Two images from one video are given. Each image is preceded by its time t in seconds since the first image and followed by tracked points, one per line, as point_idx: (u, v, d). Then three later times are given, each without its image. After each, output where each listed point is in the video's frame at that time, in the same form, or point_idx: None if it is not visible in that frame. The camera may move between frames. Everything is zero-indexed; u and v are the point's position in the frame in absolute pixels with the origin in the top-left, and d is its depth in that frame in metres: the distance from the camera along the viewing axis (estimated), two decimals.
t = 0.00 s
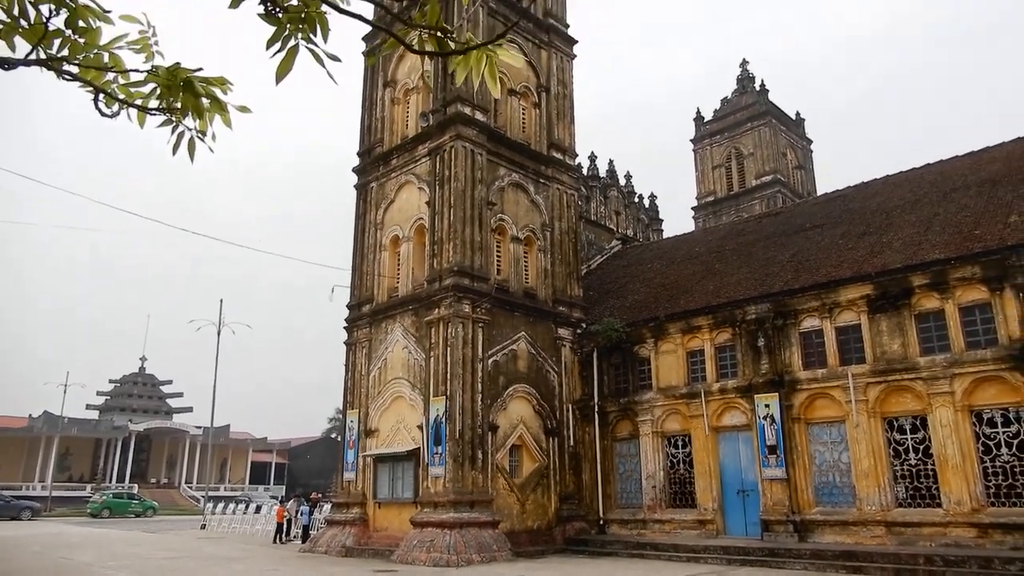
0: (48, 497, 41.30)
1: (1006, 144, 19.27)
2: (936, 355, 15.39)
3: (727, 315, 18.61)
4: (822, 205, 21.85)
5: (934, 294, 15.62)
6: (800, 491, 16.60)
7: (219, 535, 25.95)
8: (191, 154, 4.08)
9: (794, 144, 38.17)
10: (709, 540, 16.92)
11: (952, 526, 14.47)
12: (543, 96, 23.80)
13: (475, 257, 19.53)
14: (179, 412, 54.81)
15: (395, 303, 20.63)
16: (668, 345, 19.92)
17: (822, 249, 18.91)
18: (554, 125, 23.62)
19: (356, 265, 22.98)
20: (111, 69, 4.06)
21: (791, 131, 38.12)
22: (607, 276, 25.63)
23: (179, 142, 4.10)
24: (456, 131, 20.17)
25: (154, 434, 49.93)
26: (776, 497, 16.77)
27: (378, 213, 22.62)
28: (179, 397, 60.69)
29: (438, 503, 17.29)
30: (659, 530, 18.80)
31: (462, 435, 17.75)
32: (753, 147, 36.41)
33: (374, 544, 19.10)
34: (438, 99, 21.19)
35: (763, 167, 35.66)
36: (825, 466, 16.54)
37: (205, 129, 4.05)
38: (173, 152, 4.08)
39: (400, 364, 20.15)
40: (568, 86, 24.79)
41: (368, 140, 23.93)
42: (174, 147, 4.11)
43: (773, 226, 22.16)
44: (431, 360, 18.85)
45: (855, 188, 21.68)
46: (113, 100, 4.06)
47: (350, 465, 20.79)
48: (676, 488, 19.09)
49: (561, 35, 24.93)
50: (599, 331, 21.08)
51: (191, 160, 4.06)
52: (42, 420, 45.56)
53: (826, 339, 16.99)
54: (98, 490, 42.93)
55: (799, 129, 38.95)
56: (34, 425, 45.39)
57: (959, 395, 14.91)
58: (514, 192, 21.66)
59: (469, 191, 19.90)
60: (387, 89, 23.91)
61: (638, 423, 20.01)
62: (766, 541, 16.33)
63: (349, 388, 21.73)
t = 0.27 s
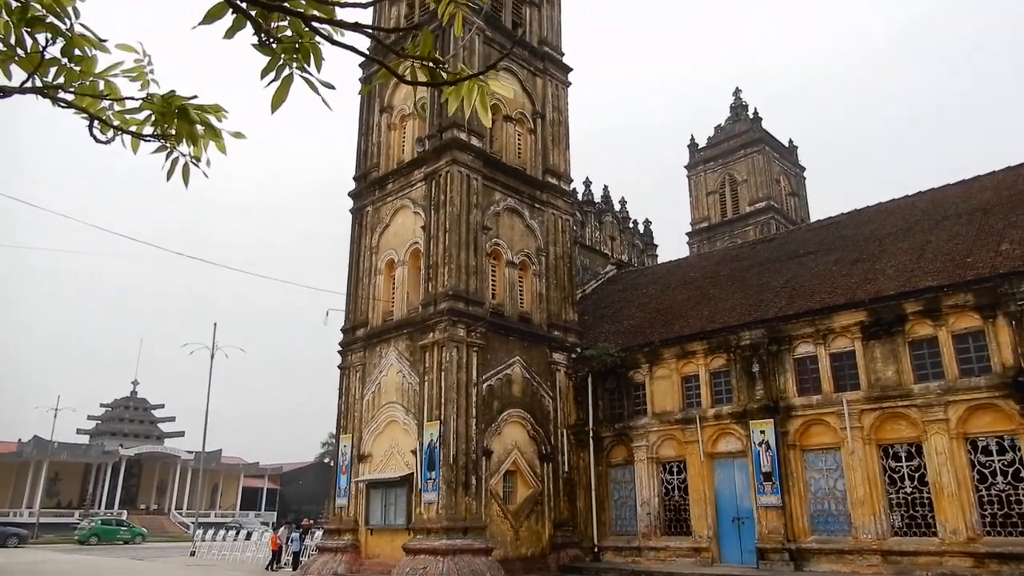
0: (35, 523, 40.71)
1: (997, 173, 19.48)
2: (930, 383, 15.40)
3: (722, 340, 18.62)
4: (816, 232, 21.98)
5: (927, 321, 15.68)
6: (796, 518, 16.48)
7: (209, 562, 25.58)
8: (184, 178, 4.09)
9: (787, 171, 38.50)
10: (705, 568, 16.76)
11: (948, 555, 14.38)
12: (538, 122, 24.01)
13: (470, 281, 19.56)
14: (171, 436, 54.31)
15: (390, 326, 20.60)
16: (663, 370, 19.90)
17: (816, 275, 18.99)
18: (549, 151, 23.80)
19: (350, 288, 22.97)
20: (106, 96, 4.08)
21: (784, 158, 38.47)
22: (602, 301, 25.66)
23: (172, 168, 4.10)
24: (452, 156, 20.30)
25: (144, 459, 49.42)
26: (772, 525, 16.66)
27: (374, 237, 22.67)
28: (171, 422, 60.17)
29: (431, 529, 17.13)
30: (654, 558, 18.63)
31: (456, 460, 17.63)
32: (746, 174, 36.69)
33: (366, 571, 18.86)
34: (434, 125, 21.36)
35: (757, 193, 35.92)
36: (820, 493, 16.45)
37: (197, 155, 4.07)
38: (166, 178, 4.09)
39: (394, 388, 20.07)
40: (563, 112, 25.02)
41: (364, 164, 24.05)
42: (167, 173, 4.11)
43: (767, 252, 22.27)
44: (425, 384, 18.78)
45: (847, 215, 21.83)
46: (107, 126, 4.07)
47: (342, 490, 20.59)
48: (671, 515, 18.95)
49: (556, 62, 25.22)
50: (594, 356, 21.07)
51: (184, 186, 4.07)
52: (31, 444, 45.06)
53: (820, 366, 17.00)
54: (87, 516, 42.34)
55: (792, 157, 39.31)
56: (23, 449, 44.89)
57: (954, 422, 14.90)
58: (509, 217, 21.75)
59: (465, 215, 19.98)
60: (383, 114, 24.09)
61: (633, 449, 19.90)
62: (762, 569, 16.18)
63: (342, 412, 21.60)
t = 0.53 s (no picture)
0: (24, 542, 40.24)
1: (988, 192, 19.64)
2: (924, 401, 15.43)
3: (717, 358, 18.64)
4: (809, 250, 22.09)
5: (920, 339, 15.74)
6: (791, 537, 16.42)
7: None
8: (177, 192, 4.10)
9: (781, 189, 38.75)
10: None
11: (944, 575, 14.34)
12: (534, 140, 24.14)
13: (465, 298, 19.57)
14: (163, 454, 53.87)
15: (385, 343, 20.57)
16: (658, 388, 19.89)
17: (810, 293, 19.07)
18: (544, 169, 23.92)
19: (345, 304, 22.94)
20: (99, 111, 4.10)
21: (778, 177, 38.74)
22: (597, 318, 25.68)
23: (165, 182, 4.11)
24: (448, 174, 20.37)
25: (136, 476, 48.99)
26: (767, 544, 16.59)
27: (369, 253, 22.69)
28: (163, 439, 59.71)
29: (424, 548, 17.03)
30: None
31: (450, 478, 17.55)
32: (740, 192, 36.91)
33: None
34: (430, 142, 21.46)
35: (751, 211, 36.11)
36: (816, 512, 16.40)
37: (190, 169, 4.08)
38: (159, 193, 4.11)
39: (389, 405, 19.99)
40: (558, 130, 25.17)
41: (360, 181, 24.11)
42: (160, 187, 4.12)
43: (761, 270, 22.35)
44: (419, 402, 18.73)
45: (841, 234, 21.96)
46: (100, 140, 4.08)
47: (335, 508, 20.45)
48: (667, 533, 18.86)
49: (552, 81, 25.41)
50: (589, 373, 21.06)
51: (176, 200, 4.09)
52: (21, 461, 44.65)
53: (815, 384, 17.02)
54: (76, 535, 41.88)
55: (785, 175, 39.59)
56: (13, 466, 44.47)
57: (948, 441, 14.91)
58: (505, 234, 21.81)
59: (460, 233, 20.03)
60: (379, 131, 24.20)
61: (628, 467, 19.83)
62: None
63: (336, 429, 21.49)
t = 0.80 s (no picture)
0: (18, 556, 39.91)
1: (982, 200, 19.71)
2: (921, 408, 15.42)
3: (714, 367, 18.63)
4: (805, 258, 22.12)
5: (917, 346, 15.75)
6: (790, 546, 16.34)
7: None
8: (169, 197, 4.09)
9: (776, 198, 38.87)
10: None
11: None
12: (530, 150, 24.20)
13: (461, 308, 19.55)
14: (158, 466, 53.55)
15: (381, 354, 20.52)
16: (655, 397, 19.86)
17: (806, 301, 19.09)
18: (540, 179, 23.95)
19: (342, 315, 22.89)
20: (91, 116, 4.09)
21: (774, 186, 38.86)
22: (593, 327, 25.67)
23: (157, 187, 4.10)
24: (444, 184, 20.40)
25: (131, 489, 48.67)
26: (766, 553, 16.52)
27: (365, 264, 22.68)
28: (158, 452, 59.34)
29: (421, 559, 16.93)
30: None
31: (447, 489, 17.47)
32: (736, 201, 37.01)
33: None
34: (426, 152, 21.50)
35: (747, 221, 36.19)
36: (814, 520, 16.35)
37: (183, 174, 4.07)
38: (151, 198, 4.10)
39: (386, 416, 19.91)
40: (554, 140, 25.23)
41: (356, 192, 24.12)
42: (152, 192, 4.11)
43: (758, 278, 22.37)
44: (416, 412, 18.66)
45: (836, 242, 22.01)
46: (92, 145, 4.07)
47: (332, 520, 20.33)
48: (665, 543, 18.77)
49: (547, 91, 25.49)
50: (586, 383, 21.02)
51: (169, 205, 4.08)
52: (15, 475, 44.35)
53: (812, 392, 17.01)
54: (70, 548, 41.54)
55: (781, 185, 39.72)
56: (7, 479, 44.16)
57: (946, 448, 14.90)
58: (501, 243, 21.82)
59: (456, 242, 20.03)
60: (375, 142, 24.24)
61: (626, 477, 19.76)
62: None
63: (332, 440, 21.39)
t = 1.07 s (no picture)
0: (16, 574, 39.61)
1: (983, 211, 19.71)
2: (924, 420, 15.35)
3: (715, 379, 18.58)
4: (806, 270, 22.11)
5: (919, 357, 15.71)
6: (794, 559, 16.21)
7: None
8: (168, 203, 4.09)
9: (776, 211, 38.91)
10: None
11: None
12: (530, 164, 24.25)
13: (462, 321, 19.53)
14: (157, 483, 53.25)
15: (382, 368, 20.48)
16: (657, 410, 19.79)
17: (807, 313, 19.06)
18: (541, 192, 24.00)
19: (342, 329, 22.86)
20: (91, 121, 4.10)
21: (774, 199, 38.92)
22: (595, 340, 25.61)
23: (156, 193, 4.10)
24: (445, 197, 20.44)
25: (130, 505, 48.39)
26: (770, 566, 16.39)
27: (366, 277, 22.68)
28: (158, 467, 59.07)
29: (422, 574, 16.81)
30: None
31: (448, 503, 17.38)
32: (736, 214, 37.05)
33: None
34: (427, 166, 21.55)
35: (747, 233, 36.20)
36: (818, 533, 16.23)
37: (182, 180, 4.07)
38: (150, 203, 4.09)
39: (386, 430, 19.83)
40: (554, 153, 25.30)
41: (357, 206, 24.17)
42: (151, 198, 4.10)
43: (759, 290, 22.35)
44: (417, 426, 18.59)
45: (837, 253, 22.00)
46: (92, 150, 4.07)
47: (332, 535, 20.20)
48: (668, 557, 18.62)
49: (547, 105, 25.59)
50: (587, 396, 20.95)
51: (167, 211, 4.06)
52: (15, 491, 44.14)
53: (814, 404, 16.94)
54: (69, 565, 41.24)
55: (781, 197, 39.78)
56: (6, 496, 43.95)
57: (950, 459, 14.81)
58: (502, 257, 21.82)
59: (457, 256, 20.05)
60: (376, 156, 24.32)
61: (628, 490, 19.64)
62: None
63: (333, 455, 21.30)
